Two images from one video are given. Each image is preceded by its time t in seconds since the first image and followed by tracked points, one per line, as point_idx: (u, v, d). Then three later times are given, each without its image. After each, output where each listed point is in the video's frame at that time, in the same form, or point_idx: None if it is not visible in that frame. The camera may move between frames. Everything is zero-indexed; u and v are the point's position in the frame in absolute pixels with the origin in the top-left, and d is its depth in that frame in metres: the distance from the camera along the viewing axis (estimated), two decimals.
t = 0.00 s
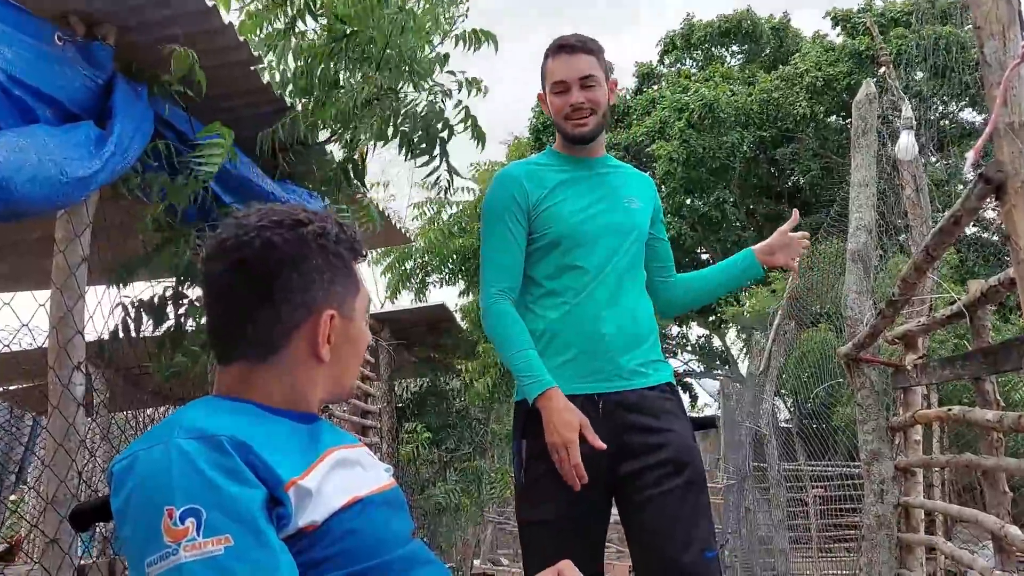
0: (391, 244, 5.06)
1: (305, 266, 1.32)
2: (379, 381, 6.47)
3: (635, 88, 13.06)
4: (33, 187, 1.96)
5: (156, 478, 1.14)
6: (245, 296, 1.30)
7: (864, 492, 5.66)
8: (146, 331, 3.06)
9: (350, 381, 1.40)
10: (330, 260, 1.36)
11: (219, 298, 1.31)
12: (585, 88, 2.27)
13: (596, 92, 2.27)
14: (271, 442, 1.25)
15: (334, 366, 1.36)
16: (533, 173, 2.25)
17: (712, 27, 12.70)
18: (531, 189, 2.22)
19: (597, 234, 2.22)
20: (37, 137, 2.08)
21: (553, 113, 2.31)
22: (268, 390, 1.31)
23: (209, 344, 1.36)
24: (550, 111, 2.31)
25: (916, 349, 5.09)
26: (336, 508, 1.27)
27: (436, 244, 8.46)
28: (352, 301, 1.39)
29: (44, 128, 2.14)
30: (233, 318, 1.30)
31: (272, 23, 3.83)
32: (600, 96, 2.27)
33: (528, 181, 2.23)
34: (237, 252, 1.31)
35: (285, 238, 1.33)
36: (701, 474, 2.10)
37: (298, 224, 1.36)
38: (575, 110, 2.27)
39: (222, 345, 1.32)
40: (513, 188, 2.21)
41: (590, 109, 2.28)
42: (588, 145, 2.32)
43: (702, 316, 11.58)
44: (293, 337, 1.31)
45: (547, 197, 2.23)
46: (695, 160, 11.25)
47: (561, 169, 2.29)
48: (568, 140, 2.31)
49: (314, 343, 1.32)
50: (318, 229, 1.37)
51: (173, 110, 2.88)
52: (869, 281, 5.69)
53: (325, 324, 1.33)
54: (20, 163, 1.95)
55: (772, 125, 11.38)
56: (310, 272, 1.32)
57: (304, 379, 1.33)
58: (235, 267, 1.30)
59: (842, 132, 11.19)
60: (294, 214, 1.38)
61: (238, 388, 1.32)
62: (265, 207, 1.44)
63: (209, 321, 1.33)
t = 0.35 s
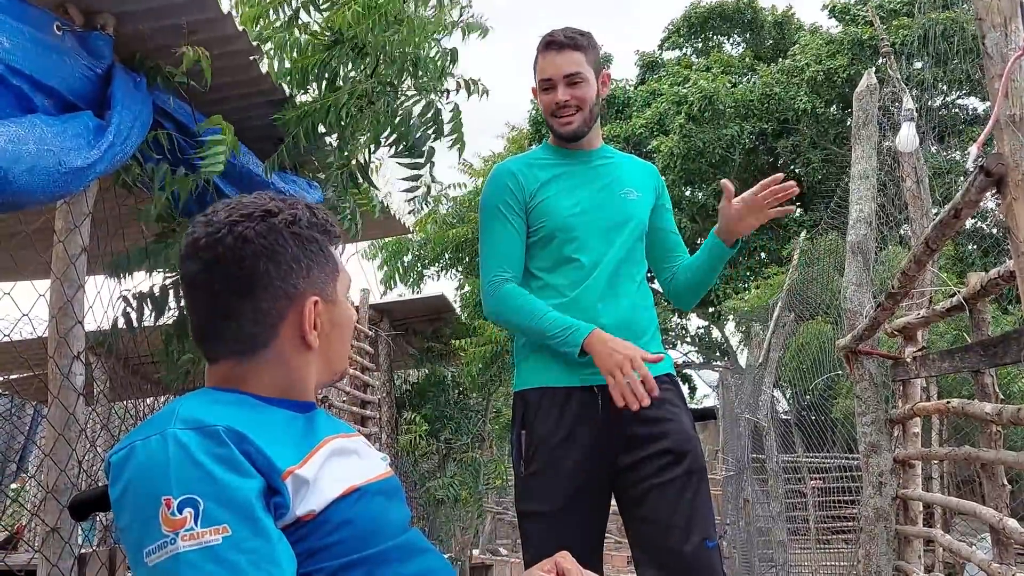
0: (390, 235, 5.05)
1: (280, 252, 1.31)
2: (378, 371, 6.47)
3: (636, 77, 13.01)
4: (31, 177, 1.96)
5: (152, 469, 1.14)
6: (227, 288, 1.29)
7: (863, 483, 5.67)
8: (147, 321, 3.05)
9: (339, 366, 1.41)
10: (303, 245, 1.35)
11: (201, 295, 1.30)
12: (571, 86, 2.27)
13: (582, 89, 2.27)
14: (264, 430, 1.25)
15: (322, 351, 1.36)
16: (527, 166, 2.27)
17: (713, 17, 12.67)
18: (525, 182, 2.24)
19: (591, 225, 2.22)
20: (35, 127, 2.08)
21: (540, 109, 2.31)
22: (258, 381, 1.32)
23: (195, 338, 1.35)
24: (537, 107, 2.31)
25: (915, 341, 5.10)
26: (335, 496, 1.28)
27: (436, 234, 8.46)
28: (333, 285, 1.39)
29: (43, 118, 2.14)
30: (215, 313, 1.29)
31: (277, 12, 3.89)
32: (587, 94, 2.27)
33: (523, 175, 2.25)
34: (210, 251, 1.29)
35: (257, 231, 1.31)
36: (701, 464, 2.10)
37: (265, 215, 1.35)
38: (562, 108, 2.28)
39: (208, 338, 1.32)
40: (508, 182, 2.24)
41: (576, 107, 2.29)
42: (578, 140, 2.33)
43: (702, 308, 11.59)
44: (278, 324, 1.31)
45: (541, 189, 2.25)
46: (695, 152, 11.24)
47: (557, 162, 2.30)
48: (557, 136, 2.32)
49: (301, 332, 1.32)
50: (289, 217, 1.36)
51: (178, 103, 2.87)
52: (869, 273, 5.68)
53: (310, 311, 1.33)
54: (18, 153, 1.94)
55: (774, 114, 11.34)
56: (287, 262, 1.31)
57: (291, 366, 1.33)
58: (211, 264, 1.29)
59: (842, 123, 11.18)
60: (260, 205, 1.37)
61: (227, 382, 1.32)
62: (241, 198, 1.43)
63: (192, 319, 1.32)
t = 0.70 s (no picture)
0: (394, 229, 5.06)
1: (300, 247, 1.32)
2: (381, 364, 6.48)
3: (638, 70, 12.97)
4: (38, 171, 1.97)
5: (157, 462, 1.14)
6: (244, 280, 1.29)
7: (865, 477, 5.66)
8: (146, 314, 3.05)
9: (347, 364, 1.41)
10: (323, 242, 1.37)
11: (217, 285, 1.31)
12: (580, 72, 2.29)
13: (592, 74, 2.29)
14: (270, 425, 1.26)
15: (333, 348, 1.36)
16: (535, 164, 2.35)
17: (715, 10, 12.65)
18: (532, 179, 2.33)
19: (593, 219, 2.26)
20: (40, 121, 2.08)
21: (555, 99, 2.35)
22: (268, 374, 1.32)
23: (206, 330, 1.35)
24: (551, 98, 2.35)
25: (917, 335, 5.09)
26: (338, 491, 1.28)
27: (440, 229, 8.47)
28: (347, 284, 1.39)
29: (48, 112, 2.14)
30: (230, 303, 1.30)
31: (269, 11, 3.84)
32: (597, 78, 2.29)
33: (532, 173, 2.34)
34: (230, 239, 1.30)
35: (279, 223, 1.33)
36: (697, 456, 2.08)
37: (289, 208, 1.37)
38: (574, 93, 2.30)
39: (220, 331, 1.32)
40: (516, 179, 2.33)
41: (588, 92, 2.31)
42: (594, 129, 2.36)
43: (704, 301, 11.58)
44: (291, 320, 1.31)
45: (546, 185, 2.31)
46: (696, 146, 11.27)
47: (567, 157, 2.36)
48: (574, 126, 2.35)
49: (312, 327, 1.32)
50: (309, 214, 1.38)
51: (183, 101, 2.88)
52: (871, 266, 5.67)
53: (323, 307, 1.33)
54: (24, 148, 1.95)
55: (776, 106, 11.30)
56: (305, 256, 1.32)
57: (301, 362, 1.33)
58: (231, 251, 1.30)
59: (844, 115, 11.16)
60: (285, 198, 1.39)
61: (236, 374, 1.32)
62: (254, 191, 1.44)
63: (205, 308, 1.32)
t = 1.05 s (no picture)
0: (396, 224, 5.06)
1: (309, 243, 1.33)
2: (383, 359, 6.48)
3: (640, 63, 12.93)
4: (44, 166, 1.98)
5: (165, 455, 1.15)
6: (250, 273, 1.30)
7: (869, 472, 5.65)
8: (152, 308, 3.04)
9: (354, 360, 1.42)
10: (333, 238, 1.38)
11: (226, 278, 1.31)
12: (632, 46, 2.31)
13: (645, 47, 2.30)
14: (277, 420, 1.26)
15: (339, 343, 1.38)
16: (585, 150, 2.43)
17: (717, 3, 12.62)
18: (579, 167, 2.41)
19: (634, 203, 2.29)
20: (44, 116, 2.08)
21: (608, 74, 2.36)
22: (273, 368, 1.32)
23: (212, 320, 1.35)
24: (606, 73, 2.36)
25: (920, 329, 5.08)
26: (343, 486, 1.28)
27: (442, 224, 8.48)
28: (355, 281, 1.40)
29: (52, 108, 2.14)
30: (238, 298, 1.30)
31: None
32: (650, 50, 2.30)
33: (583, 160, 2.41)
34: (240, 231, 1.31)
35: (289, 218, 1.33)
36: (717, 462, 2.03)
37: (300, 203, 1.38)
38: (625, 67, 2.31)
39: (227, 324, 1.33)
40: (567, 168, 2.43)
41: (641, 64, 2.31)
42: (646, 107, 2.36)
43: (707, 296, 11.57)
44: (298, 314, 1.31)
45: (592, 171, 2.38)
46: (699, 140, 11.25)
47: (619, 142, 2.39)
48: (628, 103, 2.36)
49: (320, 322, 1.33)
50: (320, 208, 1.39)
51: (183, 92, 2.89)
52: (874, 261, 5.65)
53: (330, 302, 1.34)
54: (30, 143, 1.96)
55: (779, 100, 11.26)
56: (314, 252, 1.33)
57: (308, 357, 1.34)
58: (239, 244, 1.30)
59: (846, 108, 11.14)
60: (298, 193, 1.40)
61: (243, 367, 1.32)
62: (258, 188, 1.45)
63: (213, 300, 1.33)
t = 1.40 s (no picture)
0: (399, 222, 5.07)
1: (278, 244, 1.32)
2: (386, 357, 6.49)
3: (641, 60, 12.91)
4: (55, 166, 1.99)
5: (168, 455, 1.15)
6: (223, 280, 1.31)
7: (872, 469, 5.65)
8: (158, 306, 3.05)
9: (346, 352, 1.42)
10: (299, 235, 1.35)
11: (206, 286, 1.32)
12: (686, 32, 2.24)
13: (699, 34, 2.23)
14: (275, 418, 1.27)
15: (326, 338, 1.38)
16: (642, 139, 2.36)
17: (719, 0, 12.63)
18: (634, 154, 2.35)
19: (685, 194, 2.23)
20: (52, 116, 2.09)
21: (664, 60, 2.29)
22: (263, 367, 1.33)
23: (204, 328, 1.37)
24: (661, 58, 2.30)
25: (923, 327, 5.07)
26: (346, 483, 1.29)
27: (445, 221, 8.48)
28: (334, 270, 1.39)
29: (60, 108, 2.15)
30: (218, 306, 1.32)
31: None
32: (705, 38, 2.22)
33: (636, 150, 2.35)
34: (207, 244, 1.31)
35: (251, 222, 1.31)
36: (746, 464, 2.01)
37: (259, 206, 1.35)
38: (677, 54, 2.24)
39: (215, 329, 1.34)
40: (620, 158, 2.38)
41: (695, 52, 2.23)
42: (702, 95, 2.28)
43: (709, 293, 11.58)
44: (280, 316, 1.32)
45: (646, 159, 2.32)
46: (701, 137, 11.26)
47: (672, 130, 2.32)
48: (686, 93, 2.29)
49: (301, 319, 1.34)
50: (283, 207, 1.36)
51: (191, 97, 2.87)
52: (877, 258, 5.63)
53: (307, 298, 1.33)
54: (38, 143, 1.97)
55: (780, 96, 11.23)
56: (282, 253, 1.32)
57: (296, 354, 1.35)
58: (209, 255, 1.31)
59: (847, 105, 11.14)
60: (255, 196, 1.37)
61: (233, 369, 1.34)
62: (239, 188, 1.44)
63: (200, 307, 1.35)
